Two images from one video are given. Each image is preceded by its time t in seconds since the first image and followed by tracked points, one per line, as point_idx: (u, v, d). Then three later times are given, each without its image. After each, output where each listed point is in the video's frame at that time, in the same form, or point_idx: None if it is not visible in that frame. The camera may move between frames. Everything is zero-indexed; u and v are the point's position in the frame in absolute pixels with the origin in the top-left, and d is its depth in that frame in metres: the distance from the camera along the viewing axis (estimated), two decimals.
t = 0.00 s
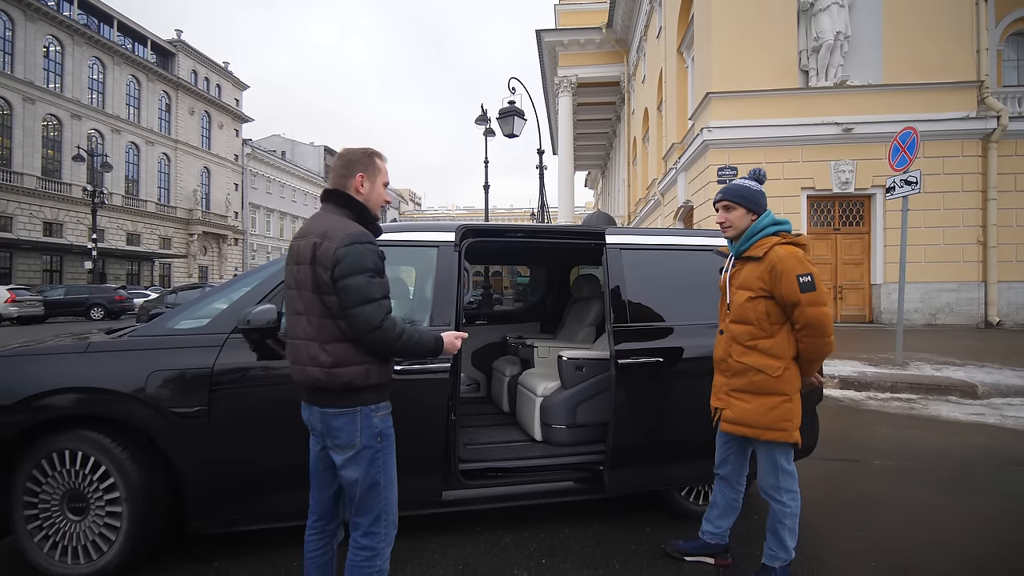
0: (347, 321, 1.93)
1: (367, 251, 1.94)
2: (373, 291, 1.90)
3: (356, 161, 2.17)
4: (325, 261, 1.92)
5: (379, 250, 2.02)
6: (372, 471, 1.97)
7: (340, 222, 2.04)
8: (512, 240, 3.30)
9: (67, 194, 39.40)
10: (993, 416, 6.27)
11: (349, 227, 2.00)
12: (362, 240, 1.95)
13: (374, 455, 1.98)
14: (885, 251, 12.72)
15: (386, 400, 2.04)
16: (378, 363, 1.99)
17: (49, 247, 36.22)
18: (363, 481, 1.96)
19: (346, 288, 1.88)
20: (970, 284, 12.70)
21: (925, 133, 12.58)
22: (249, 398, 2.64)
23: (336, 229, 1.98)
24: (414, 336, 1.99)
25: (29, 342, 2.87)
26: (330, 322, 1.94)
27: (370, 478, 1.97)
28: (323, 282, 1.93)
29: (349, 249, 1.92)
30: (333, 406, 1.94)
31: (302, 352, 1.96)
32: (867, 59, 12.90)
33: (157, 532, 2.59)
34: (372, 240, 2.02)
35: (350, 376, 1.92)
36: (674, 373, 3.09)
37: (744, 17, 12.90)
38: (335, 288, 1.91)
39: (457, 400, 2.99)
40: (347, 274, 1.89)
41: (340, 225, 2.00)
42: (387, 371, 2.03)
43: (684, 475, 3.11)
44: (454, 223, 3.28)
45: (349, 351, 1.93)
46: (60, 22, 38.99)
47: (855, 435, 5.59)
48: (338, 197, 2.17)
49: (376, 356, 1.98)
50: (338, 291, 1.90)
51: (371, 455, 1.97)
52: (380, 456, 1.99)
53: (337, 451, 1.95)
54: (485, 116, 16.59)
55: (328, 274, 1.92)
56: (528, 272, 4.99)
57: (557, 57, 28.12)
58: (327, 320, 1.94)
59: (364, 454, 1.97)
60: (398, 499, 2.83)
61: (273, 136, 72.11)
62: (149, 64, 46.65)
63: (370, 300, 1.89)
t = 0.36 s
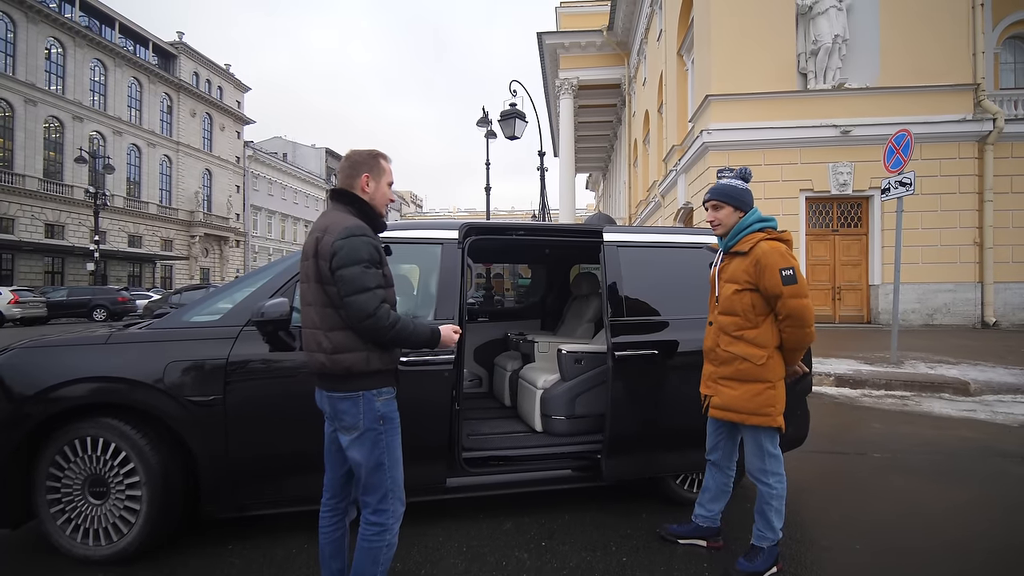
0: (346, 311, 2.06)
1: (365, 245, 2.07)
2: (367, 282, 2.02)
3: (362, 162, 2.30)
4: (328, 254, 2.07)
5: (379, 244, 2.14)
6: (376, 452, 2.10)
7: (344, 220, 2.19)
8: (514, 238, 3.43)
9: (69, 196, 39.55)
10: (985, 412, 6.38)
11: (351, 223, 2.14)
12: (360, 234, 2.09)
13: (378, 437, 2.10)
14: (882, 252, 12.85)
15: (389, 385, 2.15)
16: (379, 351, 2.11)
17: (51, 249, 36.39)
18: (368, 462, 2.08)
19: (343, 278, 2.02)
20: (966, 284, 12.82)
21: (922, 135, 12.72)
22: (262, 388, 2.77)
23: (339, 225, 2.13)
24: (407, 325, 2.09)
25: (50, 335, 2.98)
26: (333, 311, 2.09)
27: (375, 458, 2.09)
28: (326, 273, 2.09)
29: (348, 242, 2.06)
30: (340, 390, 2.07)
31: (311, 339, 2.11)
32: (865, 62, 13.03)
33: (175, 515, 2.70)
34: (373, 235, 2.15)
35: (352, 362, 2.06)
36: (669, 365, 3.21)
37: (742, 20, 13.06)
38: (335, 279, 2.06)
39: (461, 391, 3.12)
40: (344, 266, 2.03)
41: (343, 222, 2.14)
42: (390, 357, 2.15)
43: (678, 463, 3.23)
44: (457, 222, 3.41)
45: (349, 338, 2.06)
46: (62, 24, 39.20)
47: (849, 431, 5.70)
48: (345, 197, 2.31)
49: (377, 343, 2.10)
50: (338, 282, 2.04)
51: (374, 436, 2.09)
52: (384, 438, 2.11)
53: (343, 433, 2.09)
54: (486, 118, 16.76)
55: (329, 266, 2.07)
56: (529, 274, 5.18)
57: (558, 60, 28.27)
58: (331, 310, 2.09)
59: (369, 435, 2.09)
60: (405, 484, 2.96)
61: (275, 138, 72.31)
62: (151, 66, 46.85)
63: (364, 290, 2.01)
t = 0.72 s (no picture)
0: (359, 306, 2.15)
1: (373, 243, 2.16)
2: (377, 277, 2.11)
3: (369, 164, 2.39)
4: (338, 253, 2.17)
5: (386, 241, 2.23)
6: (393, 441, 2.19)
7: (353, 220, 2.28)
8: (519, 237, 3.52)
9: (70, 197, 39.63)
10: (981, 410, 6.49)
11: (361, 223, 2.23)
12: (368, 232, 2.18)
13: (395, 427, 2.19)
14: (880, 252, 12.95)
15: (403, 377, 2.24)
16: (391, 344, 2.19)
17: (51, 249, 36.47)
18: (386, 451, 2.18)
19: (355, 275, 2.11)
20: (964, 284, 12.92)
21: (920, 136, 12.83)
22: (278, 383, 2.86)
23: (348, 225, 2.22)
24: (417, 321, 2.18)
25: (70, 331, 3.07)
26: (347, 307, 2.18)
27: (393, 447, 2.19)
28: (338, 270, 2.19)
29: (358, 240, 2.14)
30: (357, 383, 2.16)
31: (327, 334, 2.21)
32: (863, 63, 13.15)
33: (195, 503, 2.80)
34: (381, 233, 2.24)
35: (366, 355, 2.15)
36: (671, 361, 3.30)
37: (742, 22, 13.17)
38: (347, 275, 2.15)
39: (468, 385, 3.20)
40: (355, 263, 2.12)
41: (352, 222, 2.24)
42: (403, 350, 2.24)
43: (680, 456, 3.32)
44: (464, 222, 3.49)
45: (362, 333, 2.16)
46: (62, 25, 39.28)
47: (847, 428, 5.80)
48: (355, 199, 2.39)
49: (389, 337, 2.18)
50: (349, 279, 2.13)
51: (391, 427, 2.19)
52: (400, 428, 2.21)
53: (361, 423, 2.18)
54: (486, 118, 16.86)
55: (340, 263, 2.16)
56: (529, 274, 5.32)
57: (557, 60, 28.35)
58: (344, 306, 2.18)
59: (387, 426, 2.18)
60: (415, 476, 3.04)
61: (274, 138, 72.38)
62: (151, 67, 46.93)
63: (374, 285, 2.10)
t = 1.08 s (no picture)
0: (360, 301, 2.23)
1: (365, 240, 2.25)
2: (366, 270, 2.19)
3: (374, 166, 2.46)
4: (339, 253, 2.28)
5: (383, 238, 2.31)
6: (403, 433, 2.26)
7: (355, 220, 2.38)
8: (527, 237, 3.59)
9: (71, 197, 39.65)
10: (980, 408, 6.57)
11: (358, 223, 2.33)
12: (361, 232, 2.28)
13: (403, 419, 2.26)
14: (880, 252, 13.04)
15: (414, 370, 2.30)
16: (397, 337, 2.25)
17: (52, 249, 36.50)
18: (397, 443, 2.25)
19: (350, 271, 2.21)
20: (963, 284, 13.00)
21: (919, 136, 12.92)
22: (294, 378, 2.93)
23: (348, 226, 2.33)
24: (415, 303, 2.16)
25: (91, 328, 3.16)
26: (353, 302, 2.27)
27: (403, 439, 2.26)
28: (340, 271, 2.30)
29: (352, 240, 2.25)
30: (369, 375, 2.23)
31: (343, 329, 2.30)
32: (862, 64, 13.24)
33: (214, 494, 2.90)
34: (378, 231, 2.33)
35: (374, 349, 2.21)
36: (675, 357, 3.38)
37: (742, 24, 13.26)
38: (345, 274, 2.25)
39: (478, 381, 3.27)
40: (350, 260, 2.23)
41: (352, 223, 2.34)
42: (414, 343, 2.29)
43: (685, 450, 3.40)
44: (473, 221, 3.57)
45: (369, 326, 2.22)
46: (62, 26, 39.33)
47: (848, 426, 5.88)
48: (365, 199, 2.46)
49: (395, 330, 2.24)
50: (347, 276, 2.23)
51: (400, 418, 2.25)
52: (409, 419, 2.27)
53: (373, 415, 2.27)
54: (486, 119, 16.95)
55: (338, 264, 2.28)
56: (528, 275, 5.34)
57: (556, 60, 28.41)
58: (351, 302, 2.28)
59: (396, 417, 2.25)
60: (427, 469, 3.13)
61: (274, 138, 72.45)
62: (151, 67, 46.97)
63: (366, 278, 2.18)
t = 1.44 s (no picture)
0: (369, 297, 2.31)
1: (381, 237, 2.31)
2: (376, 269, 2.24)
3: (391, 166, 2.54)
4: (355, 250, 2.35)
5: (399, 236, 2.37)
6: (416, 425, 2.32)
7: (371, 219, 2.44)
8: (531, 235, 3.66)
9: (71, 197, 39.68)
10: (978, 406, 6.64)
11: (375, 220, 2.40)
12: (379, 229, 2.34)
13: (417, 411, 2.32)
14: (879, 252, 13.10)
15: (425, 364, 2.36)
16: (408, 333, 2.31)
17: (53, 249, 36.53)
18: (410, 434, 2.32)
19: (361, 267, 2.28)
20: (963, 284, 13.06)
21: (919, 137, 12.99)
22: (305, 373, 3.00)
23: (364, 224, 2.40)
24: (403, 314, 2.17)
25: (103, 325, 3.22)
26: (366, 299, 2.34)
27: (415, 430, 2.32)
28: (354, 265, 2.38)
29: (367, 236, 2.32)
30: (381, 368, 2.30)
31: (356, 324, 2.37)
32: (862, 65, 13.31)
33: (225, 487, 2.97)
34: (394, 229, 2.39)
35: (386, 344, 2.28)
36: (677, 354, 3.44)
37: (742, 25, 13.33)
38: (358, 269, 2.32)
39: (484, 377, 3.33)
40: (363, 256, 2.29)
41: (368, 221, 2.41)
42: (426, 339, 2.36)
43: (686, 445, 3.47)
44: (479, 221, 3.63)
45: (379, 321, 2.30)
46: (63, 26, 39.37)
47: (847, 423, 5.94)
48: (381, 198, 2.52)
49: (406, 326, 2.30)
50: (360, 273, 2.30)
51: (413, 410, 2.32)
52: (422, 411, 2.33)
53: (386, 407, 2.33)
54: (486, 120, 17.02)
55: (354, 259, 2.35)
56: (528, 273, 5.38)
57: (556, 61, 28.43)
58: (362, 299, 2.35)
59: (409, 410, 2.32)
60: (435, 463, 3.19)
61: (274, 138, 72.49)
62: (151, 68, 47.02)
63: (376, 275, 2.24)
